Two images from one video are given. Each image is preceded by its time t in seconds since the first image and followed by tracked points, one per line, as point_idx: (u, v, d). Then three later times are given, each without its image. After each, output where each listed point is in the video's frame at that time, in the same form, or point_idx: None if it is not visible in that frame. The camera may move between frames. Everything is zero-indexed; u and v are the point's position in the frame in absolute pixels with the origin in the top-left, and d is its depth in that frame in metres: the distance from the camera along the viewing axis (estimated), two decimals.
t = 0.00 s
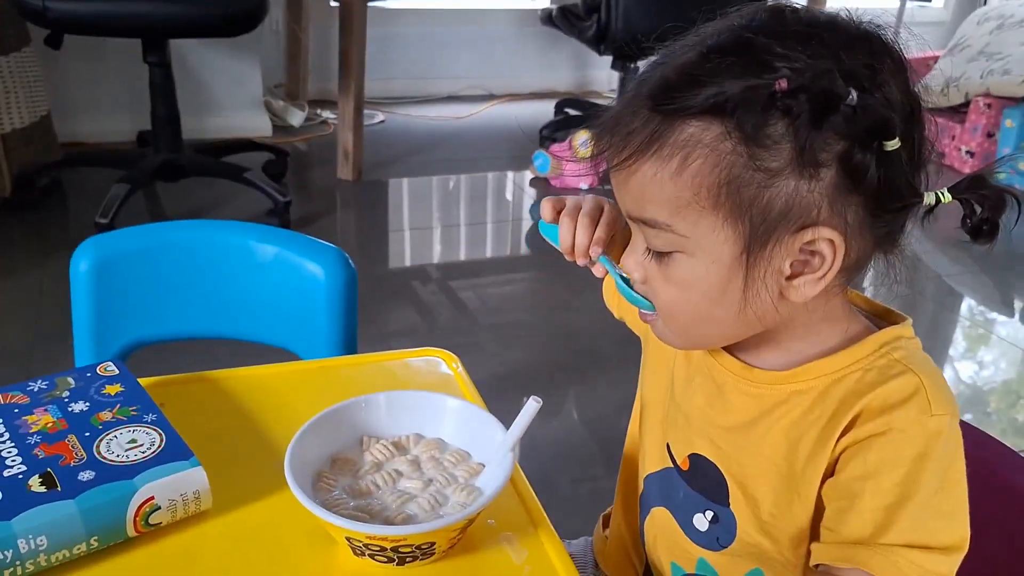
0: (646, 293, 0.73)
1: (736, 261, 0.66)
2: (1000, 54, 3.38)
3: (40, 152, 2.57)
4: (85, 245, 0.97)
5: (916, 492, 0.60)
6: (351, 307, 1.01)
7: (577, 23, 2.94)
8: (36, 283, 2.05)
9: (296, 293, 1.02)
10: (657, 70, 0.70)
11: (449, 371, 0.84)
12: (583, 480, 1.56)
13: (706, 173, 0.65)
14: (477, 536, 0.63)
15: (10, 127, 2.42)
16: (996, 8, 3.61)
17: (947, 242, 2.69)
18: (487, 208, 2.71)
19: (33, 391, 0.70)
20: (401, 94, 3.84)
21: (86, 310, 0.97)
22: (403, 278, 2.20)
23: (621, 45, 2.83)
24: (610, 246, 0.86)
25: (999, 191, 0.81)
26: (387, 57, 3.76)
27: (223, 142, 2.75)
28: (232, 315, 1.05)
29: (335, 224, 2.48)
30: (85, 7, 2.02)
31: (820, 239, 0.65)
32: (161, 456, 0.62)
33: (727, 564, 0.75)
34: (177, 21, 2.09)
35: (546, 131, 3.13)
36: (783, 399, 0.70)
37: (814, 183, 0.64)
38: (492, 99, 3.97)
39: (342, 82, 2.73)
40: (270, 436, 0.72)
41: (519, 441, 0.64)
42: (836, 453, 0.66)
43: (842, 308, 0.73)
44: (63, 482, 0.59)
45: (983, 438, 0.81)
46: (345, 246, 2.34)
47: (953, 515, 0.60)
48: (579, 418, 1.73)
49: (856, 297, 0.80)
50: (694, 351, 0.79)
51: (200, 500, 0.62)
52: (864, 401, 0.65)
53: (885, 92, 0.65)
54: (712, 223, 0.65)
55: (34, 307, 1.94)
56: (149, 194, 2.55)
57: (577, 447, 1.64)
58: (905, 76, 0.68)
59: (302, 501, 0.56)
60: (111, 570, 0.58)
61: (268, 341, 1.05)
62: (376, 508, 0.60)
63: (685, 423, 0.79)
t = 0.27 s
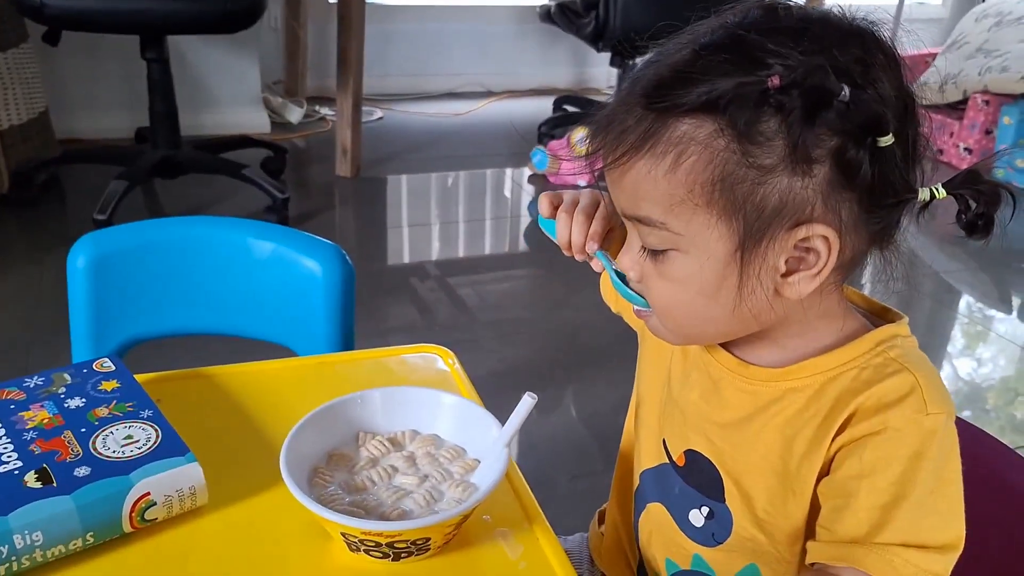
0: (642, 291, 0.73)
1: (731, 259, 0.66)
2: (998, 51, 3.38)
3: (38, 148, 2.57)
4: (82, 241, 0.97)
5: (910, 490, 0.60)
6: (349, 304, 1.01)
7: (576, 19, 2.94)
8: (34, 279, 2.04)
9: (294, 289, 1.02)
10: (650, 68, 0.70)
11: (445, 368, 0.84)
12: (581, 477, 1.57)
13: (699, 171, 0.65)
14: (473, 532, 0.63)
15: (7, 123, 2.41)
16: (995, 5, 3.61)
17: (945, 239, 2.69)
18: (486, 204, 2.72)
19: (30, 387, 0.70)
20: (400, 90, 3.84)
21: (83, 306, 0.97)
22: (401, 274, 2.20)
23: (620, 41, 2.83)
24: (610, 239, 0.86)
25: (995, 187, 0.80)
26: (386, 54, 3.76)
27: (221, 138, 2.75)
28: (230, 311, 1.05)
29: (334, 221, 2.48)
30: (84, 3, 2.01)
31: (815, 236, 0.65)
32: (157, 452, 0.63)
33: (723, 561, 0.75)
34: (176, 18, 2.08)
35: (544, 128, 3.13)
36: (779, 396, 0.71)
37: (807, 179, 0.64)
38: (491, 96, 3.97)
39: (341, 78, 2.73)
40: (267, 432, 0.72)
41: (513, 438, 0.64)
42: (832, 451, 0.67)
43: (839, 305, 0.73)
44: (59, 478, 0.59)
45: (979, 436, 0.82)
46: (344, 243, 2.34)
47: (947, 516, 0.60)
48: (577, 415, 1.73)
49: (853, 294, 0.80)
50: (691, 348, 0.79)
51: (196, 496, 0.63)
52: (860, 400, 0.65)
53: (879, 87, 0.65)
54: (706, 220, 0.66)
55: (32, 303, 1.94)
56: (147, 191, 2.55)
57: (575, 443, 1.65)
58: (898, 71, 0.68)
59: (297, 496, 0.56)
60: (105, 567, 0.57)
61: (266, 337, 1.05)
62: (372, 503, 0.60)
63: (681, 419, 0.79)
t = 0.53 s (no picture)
0: (635, 291, 0.72)
1: (723, 260, 0.66)
2: (996, 47, 3.38)
3: (35, 144, 2.56)
4: (76, 238, 0.96)
5: (905, 491, 0.60)
6: (344, 301, 1.00)
7: (573, 15, 2.94)
8: (30, 276, 2.04)
9: (289, 286, 1.01)
10: (641, 68, 0.70)
11: (440, 365, 0.83)
12: (578, 474, 1.56)
13: (691, 173, 0.65)
14: (466, 531, 0.63)
15: (3, 119, 2.41)
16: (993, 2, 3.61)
17: (943, 236, 2.69)
18: (483, 201, 2.71)
19: (22, 384, 0.69)
20: (397, 87, 3.83)
21: (78, 304, 0.96)
22: (398, 271, 2.20)
23: (617, 37, 2.83)
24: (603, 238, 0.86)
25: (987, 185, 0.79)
26: (383, 50, 3.75)
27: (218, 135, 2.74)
28: (226, 308, 1.04)
29: (331, 217, 2.47)
30: None
31: (807, 237, 0.65)
32: (149, 450, 0.62)
33: (716, 560, 0.75)
34: (172, 13, 2.08)
35: (542, 125, 3.13)
36: (772, 395, 0.70)
37: (800, 181, 0.64)
38: (489, 92, 3.96)
39: (338, 74, 2.72)
40: (260, 430, 0.72)
41: (508, 436, 0.64)
42: (826, 450, 0.66)
43: (834, 303, 0.73)
44: (51, 476, 0.58)
45: (976, 434, 0.86)
46: (341, 240, 2.34)
47: (943, 517, 0.60)
48: (574, 412, 1.73)
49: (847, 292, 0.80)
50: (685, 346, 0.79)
51: (189, 495, 0.62)
52: (854, 399, 0.65)
53: (871, 85, 0.65)
54: (698, 223, 0.65)
55: (28, 300, 1.93)
56: (144, 187, 2.54)
57: (573, 441, 1.64)
58: (891, 68, 0.67)
59: (290, 495, 0.56)
60: (95, 567, 0.57)
61: (261, 334, 1.05)
62: (365, 503, 0.60)
63: (676, 418, 0.79)
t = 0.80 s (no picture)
0: (625, 290, 0.72)
1: (713, 260, 0.66)
2: (994, 43, 3.38)
3: (31, 142, 2.56)
4: (73, 235, 0.96)
5: (899, 488, 0.59)
6: (342, 298, 1.00)
7: (570, 11, 2.93)
8: (26, 274, 2.03)
9: (287, 283, 1.01)
10: (628, 66, 0.69)
11: (438, 362, 0.83)
12: (576, 470, 1.56)
13: (680, 173, 0.64)
14: (465, 528, 0.63)
15: None
16: None
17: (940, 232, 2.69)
18: (481, 198, 2.71)
19: (19, 382, 0.69)
20: (394, 84, 3.82)
21: (75, 302, 0.96)
22: (396, 268, 2.20)
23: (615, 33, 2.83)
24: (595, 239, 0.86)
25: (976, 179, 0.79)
26: (380, 47, 3.74)
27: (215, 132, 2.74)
28: (223, 306, 1.04)
29: (328, 214, 2.47)
30: None
31: (797, 235, 0.65)
32: (147, 448, 0.62)
33: (712, 556, 0.76)
34: (169, 10, 2.07)
35: (539, 121, 3.13)
36: (766, 392, 0.70)
37: (789, 180, 0.64)
38: (486, 89, 3.96)
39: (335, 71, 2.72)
40: (256, 428, 0.72)
41: (507, 433, 0.64)
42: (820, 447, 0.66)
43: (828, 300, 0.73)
44: (49, 474, 0.58)
45: (974, 430, 0.91)
46: (339, 237, 2.34)
47: (938, 513, 0.60)
48: (572, 408, 1.73)
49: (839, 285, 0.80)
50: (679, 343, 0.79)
51: (187, 492, 0.62)
52: (848, 396, 0.65)
53: (858, 82, 0.65)
54: (688, 222, 0.65)
55: (25, 298, 1.93)
56: (141, 185, 2.54)
57: (571, 437, 1.64)
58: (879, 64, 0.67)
59: (288, 492, 0.56)
60: (91, 567, 0.57)
61: (259, 331, 1.05)
62: (364, 499, 0.60)
63: (670, 416, 0.79)
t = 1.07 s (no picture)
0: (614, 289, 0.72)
1: (705, 257, 0.66)
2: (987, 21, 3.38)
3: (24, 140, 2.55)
4: (71, 234, 0.96)
5: (891, 466, 0.60)
6: (341, 291, 1.01)
7: None
8: (24, 273, 2.03)
9: (286, 278, 1.01)
10: (608, 67, 0.69)
11: (438, 354, 0.84)
12: (578, 457, 1.57)
13: (670, 174, 0.64)
14: (467, 519, 0.63)
15: None
16: None
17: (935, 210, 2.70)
18: (476, 186, 2.71)
19: (22, 383, 0.70)
20: (387, 73, 3.81)
21: (74, 303, 0.96)
22: (393, 259, 2.20)
23: (607, 19, 2.82)
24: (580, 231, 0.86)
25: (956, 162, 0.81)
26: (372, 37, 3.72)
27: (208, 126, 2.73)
28: (223, 302, 1.05)
29: (324, 206, 2.47)
30: None
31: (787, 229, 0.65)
32: (153, 445, 0.63)
33: (709, 536, 0.76)
34: (161, 5, 2.07)
35: (533, 108, 3.12)
36: (757, 374, 0.71)
37: (778, 175, 0.64)
38: (478, 77, 3.95)
39: (328, 63, 2.71)
40: (257, 423, 0.73)
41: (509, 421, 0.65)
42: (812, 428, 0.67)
43: (817, 280, 0.74)
44: (56, 474, 0.59)
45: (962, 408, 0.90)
46: (336, 229, 2.34)
47: (929, 490, 0.60)
48: (571, 394, 1.74)
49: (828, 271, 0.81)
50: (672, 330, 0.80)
51: (193, 488, 0.63)
52: (839, 377, 0.66)
53: (841, 74, 0.65)
54: (679, 222, 0.65)
55: (23, 297, 1.93)
56: (136, 181, 2.53)
57: (571, 424, 1.65)
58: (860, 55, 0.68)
59: (294, 487, 0.57)
60: (97, 564, 0.58)
61: (259, 326, 1.05)
62: (367, 492, 0.61)
63: (663, 402, 0.80)
